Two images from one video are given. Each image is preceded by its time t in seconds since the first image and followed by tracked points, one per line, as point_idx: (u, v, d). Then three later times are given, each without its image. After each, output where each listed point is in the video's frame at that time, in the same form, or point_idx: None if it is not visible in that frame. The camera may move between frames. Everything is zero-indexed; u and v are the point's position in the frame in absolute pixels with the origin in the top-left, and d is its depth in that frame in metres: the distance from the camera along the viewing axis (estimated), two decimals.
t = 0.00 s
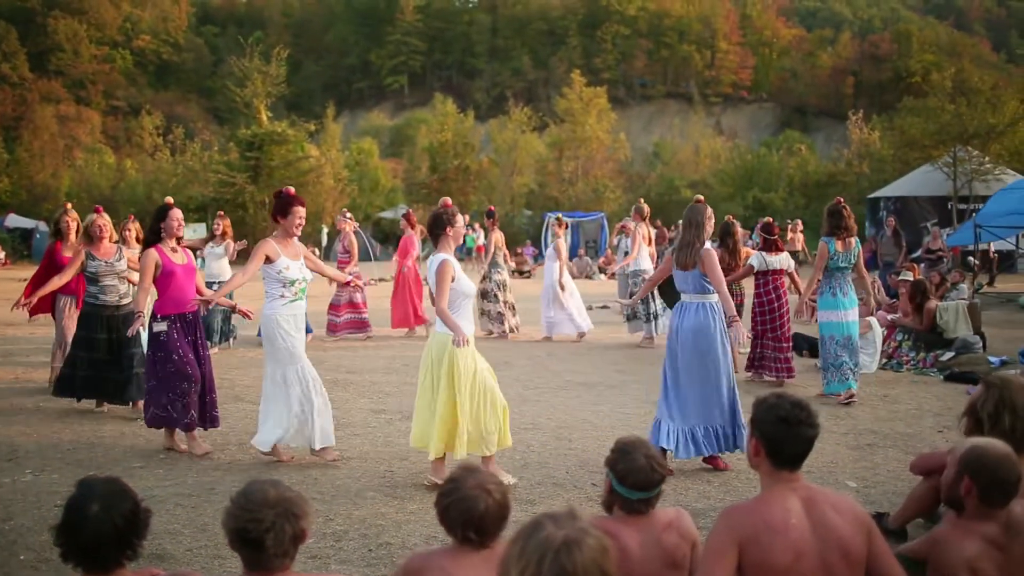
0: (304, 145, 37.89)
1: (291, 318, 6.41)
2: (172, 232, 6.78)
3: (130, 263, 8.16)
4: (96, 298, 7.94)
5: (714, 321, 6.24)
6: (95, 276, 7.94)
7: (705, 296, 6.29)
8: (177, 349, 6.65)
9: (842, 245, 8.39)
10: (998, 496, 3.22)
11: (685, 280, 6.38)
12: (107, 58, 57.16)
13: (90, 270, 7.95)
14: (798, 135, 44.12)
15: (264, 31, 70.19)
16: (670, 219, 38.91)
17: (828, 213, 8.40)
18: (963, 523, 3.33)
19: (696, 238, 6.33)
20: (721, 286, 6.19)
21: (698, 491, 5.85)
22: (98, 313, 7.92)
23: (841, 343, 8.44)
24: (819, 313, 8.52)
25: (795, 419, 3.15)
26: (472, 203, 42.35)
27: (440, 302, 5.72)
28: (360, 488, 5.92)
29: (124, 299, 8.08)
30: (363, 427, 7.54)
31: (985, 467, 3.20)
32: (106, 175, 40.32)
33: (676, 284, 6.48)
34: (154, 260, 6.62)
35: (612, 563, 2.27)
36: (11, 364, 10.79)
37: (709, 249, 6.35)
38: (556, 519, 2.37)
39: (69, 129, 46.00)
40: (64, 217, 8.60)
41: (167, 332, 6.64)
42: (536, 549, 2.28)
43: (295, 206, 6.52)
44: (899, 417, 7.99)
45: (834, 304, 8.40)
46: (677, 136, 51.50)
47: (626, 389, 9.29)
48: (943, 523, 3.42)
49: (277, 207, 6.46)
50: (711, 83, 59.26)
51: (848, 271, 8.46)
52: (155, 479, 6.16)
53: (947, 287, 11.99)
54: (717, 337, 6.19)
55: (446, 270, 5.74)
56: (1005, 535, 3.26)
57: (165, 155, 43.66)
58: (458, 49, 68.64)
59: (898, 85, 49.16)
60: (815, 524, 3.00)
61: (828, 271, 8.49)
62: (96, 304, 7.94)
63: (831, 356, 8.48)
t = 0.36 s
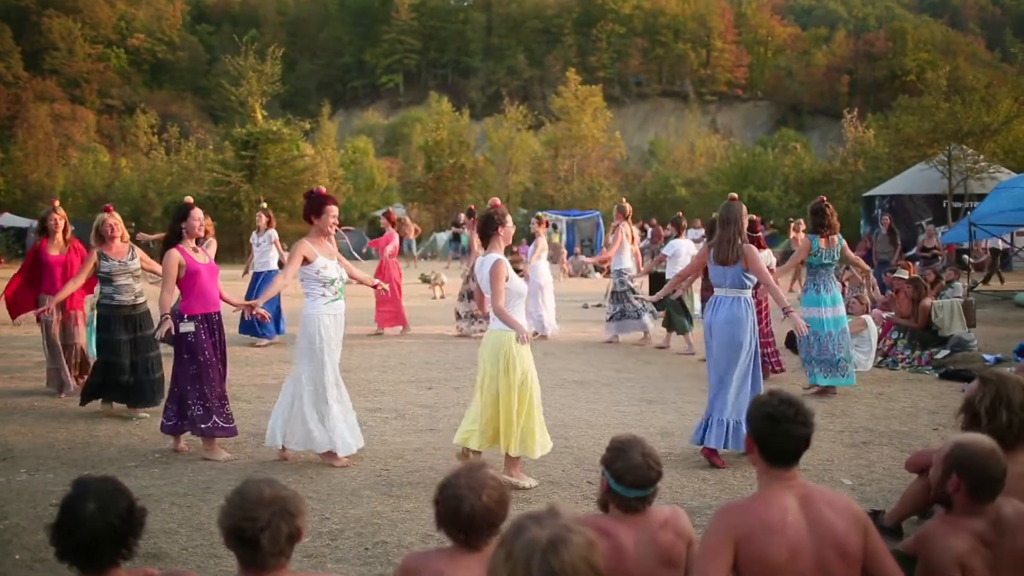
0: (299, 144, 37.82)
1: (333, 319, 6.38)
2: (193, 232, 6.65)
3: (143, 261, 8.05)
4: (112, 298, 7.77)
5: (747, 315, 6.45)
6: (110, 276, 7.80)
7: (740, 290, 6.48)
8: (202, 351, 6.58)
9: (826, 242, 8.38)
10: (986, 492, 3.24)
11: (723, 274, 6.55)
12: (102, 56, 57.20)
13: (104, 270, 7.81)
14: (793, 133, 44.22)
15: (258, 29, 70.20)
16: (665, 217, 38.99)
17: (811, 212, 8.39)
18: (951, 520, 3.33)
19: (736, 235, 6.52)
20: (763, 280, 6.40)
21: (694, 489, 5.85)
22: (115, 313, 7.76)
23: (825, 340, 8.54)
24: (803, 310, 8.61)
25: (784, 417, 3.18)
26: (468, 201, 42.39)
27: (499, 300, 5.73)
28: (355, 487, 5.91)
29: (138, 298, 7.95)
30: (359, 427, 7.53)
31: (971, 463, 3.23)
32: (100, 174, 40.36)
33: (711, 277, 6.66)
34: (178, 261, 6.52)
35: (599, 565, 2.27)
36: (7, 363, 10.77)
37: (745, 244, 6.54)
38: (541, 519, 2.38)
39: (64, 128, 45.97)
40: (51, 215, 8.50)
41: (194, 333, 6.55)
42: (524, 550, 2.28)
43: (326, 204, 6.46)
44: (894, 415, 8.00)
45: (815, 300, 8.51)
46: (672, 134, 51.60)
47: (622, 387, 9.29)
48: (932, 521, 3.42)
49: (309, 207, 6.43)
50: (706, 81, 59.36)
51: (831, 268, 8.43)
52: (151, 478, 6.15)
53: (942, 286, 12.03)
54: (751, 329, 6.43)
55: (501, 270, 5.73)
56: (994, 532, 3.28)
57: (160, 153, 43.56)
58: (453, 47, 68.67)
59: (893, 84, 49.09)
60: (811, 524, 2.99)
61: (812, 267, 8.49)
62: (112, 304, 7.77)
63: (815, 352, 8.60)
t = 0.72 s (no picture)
0: (298, 144, 37.73)
1: (365, 320, 6.31)
2: (220, 230, 6.57)
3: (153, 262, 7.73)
4: (121, 300, 7.52)
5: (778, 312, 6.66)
6: (120, 278, 7.51)
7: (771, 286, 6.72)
8: (222, 353, 6.50)
9: (806, 242, 8.43)
10: (983, 491, 3.26)
11: (754, 272, 6.78)
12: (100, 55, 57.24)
13: (113, 272, 7.52)
14: (792, 132, 44.28)
15: (257, 28, 70.24)
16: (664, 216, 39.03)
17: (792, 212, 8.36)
18: (947, 519, 3.35)
19: (767, 234, 6.73)
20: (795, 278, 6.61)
21: (692, 488, 5.86)
22: (124, 315, 7.52)
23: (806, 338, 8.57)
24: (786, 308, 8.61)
25: (774, 414, 3.20)
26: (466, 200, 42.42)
27: (552, 298, 5.88)
28: (354, 487, 5.91)
29: (148, 300, 7.68)
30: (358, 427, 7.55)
31: (968, 462, 3.25)
32: (98, 173, 40.39)
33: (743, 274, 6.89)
34: (206, 260, 6.45)
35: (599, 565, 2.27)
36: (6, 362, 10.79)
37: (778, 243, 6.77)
38: (545, 520, 2.38)
39: (62, 127, 45.95)
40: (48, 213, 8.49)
41: (216, 335, 6.47)
42: (529, 551, 2.28)
43: (369, 202, 6.42)
44: (892, 414, 8.02)
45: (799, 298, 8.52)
46: (670, 133, 51.64)
47: (621, 386, 9.30)
48: (929, 520, 3.43)
49: (353, 205, 6.38)
50: (704, 81, 59.35)
51: (812, 268, 8.48)
52: (150, 477, 6.17)
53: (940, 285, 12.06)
54: (785, 326, 6.63)
55: (553, 269, 5.89)
56: (991, 531, 3.29)
57: (158, 153, 43.58)
58: (451, 47, 68.74)
59: (891, 83, 48.97)
60: (811, 524, 2.99)
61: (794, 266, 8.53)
62: (121, 307, 7.51)
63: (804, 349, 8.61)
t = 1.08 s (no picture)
0: (298, 143, 37.74)
1: (418, 318, 6.39)
2: (256, 227, 6.56)
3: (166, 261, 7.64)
4: (134, 299, 7.37)
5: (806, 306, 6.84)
6: (133, 275, 7.40)
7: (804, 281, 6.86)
8: (256, 352, 6.42)
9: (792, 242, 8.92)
10: (984, 489, 3.26)
11: (786, 267, 6.88)
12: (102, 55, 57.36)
13: (127, 268, 7.43)
14: (792, 131, 44.33)
15: (257, 28, 70.39)
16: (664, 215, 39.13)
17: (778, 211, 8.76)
18: (950, 517, 3.35)
19: (800, 229, 6.77)
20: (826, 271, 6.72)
21: (693, 487, 5.87)
22: (137, 315, 7.35)
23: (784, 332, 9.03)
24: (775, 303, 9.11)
25: (774, 410, 3.21)
26: (467, 200, 42.37)
27: (608, 293, 5.87)
28: (355, 486, 5.92)
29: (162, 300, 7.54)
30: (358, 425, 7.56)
31: (972, 460, 3.26)
32: (98, 173, 40.61)
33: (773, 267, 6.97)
34: (243, 258, 6.42)
35: (607, 563, 2.28)
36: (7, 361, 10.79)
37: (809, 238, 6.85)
38: (554, 516, 2.38)
39: (65, 126, 45.94)
40: (54, 210, 8.46)
41: (252, 333, 6.40)
42: (538, 549, 2.28)
43: (415, 199, 6.46)
44: (893, 412, 8.03)
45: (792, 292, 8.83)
46: (671, 133, 51.82)
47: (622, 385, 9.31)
48: (932, 518, 3.44)
49: (399, 202, 6.42)
50: (705, 80, 59.50)
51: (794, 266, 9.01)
52: (152, 476, 6.18)
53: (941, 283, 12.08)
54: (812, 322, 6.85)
55: (606, 262, 5.97)
56: (995, 530, 3.29)
57: (159, 152, 43.69)
58: (452, 46, 68.93)
59: (891, 83, 48.90)
60: (810, 524, 2.99)
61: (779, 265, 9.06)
62: (134, 306, 7.37)
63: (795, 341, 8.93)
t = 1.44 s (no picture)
0: (299, 142, 37.77)
1: (460, 315, 6.46)
2: (290, 222, 6.51)
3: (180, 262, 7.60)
4: (148, 300, 7.30)
5: (823, 304, 7.00)
6: (149, 276, 7.35)
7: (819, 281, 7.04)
8: (305, 347, 6.43)
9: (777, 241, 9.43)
10: (982, 488, 3.25)
11: (806, 269, 7.06)
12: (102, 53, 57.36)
13: (142, 269, 7.37)
14: (792, 130, 44.33)
15: (258, 26, 70.38)
16: (664, 214, 39.14)
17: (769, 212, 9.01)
18: (950, 516, 3.35)
19: (817, 233, 6.98)
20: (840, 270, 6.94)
21: (693, 486, 5.87)
22: (149, 316, 7.28)
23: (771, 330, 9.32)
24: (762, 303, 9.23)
25: (755, 411, 3.26)
26: (468, 198, 42.29)
27: (666, 289, 5.96)
28: (355, 484, 5.92)
29: (177, 302, 7.49)
30: (357, 424, 7.56)
31: (971, 457, 3.27)
32: (99, 171, 40.65)
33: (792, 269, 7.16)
34: (279, 254, 6.37)
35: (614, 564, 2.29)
36: (6, 359, 10.80)
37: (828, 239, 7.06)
38: (558, 514, 2.39)
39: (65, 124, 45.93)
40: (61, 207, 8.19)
41: (293, 329, 6.38)
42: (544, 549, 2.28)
43: (455, 197, 6.51)
44: (894, 412, 8.02)
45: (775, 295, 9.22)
46: (672, 132, 51.88)
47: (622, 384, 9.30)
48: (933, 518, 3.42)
49: (442, 201, 6.43)
50: (705, 79, 59.56)
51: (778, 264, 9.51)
52: (152, 474, 6.18)
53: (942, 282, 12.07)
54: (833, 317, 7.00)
55: (662, 264, 6.02)
56: (992, 530, 3.29)
57: (159, 151, 43.70)
58: (453, 45, 68.99)
59: (892, 82, 48.84)
60: (790, 519, 2.99)
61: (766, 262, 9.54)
62: (147, 307, 7.30)
63: (769, 341, 9.36)
